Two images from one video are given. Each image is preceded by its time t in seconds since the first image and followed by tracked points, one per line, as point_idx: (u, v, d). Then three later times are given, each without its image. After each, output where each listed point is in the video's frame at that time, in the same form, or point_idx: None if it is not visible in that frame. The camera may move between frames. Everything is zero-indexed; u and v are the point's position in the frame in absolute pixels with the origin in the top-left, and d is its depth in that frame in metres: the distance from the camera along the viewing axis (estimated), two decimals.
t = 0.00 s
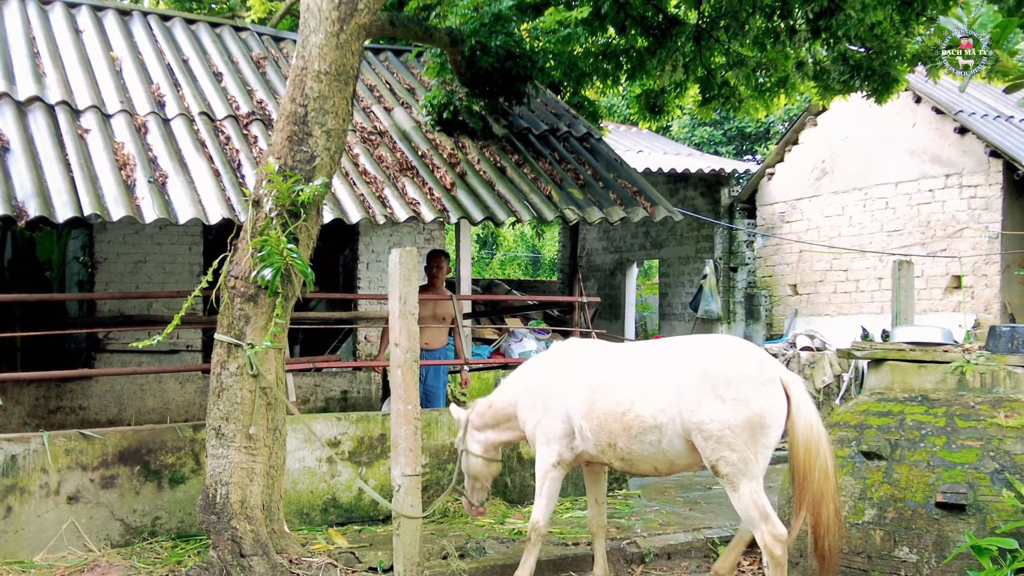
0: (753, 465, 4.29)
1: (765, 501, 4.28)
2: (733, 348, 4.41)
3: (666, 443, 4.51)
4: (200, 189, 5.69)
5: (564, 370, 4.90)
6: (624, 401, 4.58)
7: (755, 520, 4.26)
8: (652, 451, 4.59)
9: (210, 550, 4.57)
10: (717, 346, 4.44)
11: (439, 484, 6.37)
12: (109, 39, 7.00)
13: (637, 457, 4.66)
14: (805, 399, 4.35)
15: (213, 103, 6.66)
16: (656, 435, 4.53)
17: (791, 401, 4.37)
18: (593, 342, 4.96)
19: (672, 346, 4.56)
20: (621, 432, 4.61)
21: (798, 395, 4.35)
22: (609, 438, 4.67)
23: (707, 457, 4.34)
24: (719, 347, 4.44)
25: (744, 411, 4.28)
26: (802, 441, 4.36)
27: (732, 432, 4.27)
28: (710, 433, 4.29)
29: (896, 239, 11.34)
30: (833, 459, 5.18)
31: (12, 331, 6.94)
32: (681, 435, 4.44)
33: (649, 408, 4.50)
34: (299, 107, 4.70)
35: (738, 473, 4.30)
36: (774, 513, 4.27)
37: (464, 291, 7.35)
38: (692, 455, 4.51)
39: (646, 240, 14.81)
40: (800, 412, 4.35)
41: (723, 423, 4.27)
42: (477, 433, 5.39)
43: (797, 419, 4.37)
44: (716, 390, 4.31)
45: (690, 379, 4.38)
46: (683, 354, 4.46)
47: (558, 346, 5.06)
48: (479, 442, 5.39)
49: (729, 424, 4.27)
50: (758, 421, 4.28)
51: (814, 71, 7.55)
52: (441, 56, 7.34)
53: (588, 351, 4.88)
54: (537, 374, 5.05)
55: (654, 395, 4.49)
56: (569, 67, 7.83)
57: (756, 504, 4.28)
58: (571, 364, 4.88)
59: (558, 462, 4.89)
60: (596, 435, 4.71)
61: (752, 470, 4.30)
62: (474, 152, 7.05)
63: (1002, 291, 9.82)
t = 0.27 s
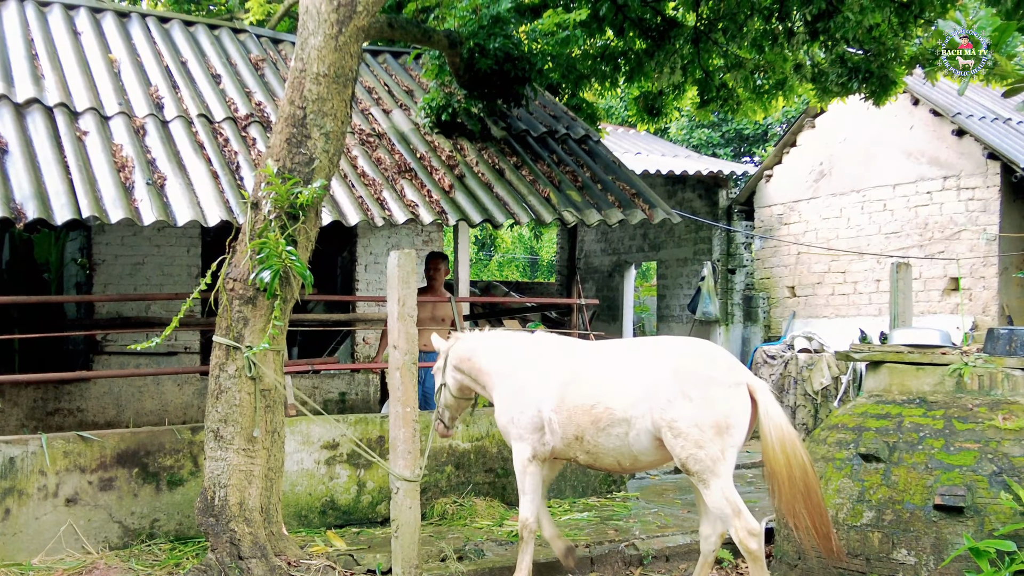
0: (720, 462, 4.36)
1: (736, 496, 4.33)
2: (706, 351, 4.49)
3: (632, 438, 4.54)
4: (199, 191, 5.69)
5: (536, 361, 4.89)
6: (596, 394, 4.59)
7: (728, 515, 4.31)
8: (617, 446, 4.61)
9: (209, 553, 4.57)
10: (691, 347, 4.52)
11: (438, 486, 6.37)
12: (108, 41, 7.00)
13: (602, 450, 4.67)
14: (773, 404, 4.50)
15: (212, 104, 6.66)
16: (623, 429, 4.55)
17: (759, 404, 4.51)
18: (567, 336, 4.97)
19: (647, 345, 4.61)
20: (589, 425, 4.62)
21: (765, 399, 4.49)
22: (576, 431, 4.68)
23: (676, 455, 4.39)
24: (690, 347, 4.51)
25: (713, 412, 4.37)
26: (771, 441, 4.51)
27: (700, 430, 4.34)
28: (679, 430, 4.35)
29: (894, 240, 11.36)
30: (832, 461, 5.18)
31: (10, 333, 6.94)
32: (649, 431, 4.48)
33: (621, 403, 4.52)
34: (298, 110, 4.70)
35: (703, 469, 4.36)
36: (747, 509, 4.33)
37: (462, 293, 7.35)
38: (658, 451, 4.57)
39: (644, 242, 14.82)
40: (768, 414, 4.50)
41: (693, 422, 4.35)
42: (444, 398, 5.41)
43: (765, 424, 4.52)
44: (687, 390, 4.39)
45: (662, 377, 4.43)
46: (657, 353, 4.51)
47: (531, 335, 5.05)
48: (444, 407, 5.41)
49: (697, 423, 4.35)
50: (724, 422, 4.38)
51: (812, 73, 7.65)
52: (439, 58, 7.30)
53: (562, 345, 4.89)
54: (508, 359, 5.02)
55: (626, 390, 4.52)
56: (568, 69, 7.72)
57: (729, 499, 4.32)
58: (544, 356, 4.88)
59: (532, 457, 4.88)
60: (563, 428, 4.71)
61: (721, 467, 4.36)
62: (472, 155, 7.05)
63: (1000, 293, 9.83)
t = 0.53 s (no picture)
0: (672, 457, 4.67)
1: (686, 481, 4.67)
2: (670, 353, 4.75)
3: (597, 436, 4.83)
4: (196, 194, 5.69)
5: (513, 358, 5.09)
6: (566, 394, 4.86)
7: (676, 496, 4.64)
8: (585, 443, 4.88)
9: (206, 557, 4.55)
10: (658, 349, 4.79)
11: (436, 490, 6.37)
12: (106, 45, 7.00)
13: (572, 448, 4.94)
14: (740, 397, 4.71)
15: (210, 108, 6.67)
16: (589, 428, 4.83)
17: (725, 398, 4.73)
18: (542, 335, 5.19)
19: (616, 347, 4.88)
20: (559, 425, 4.89)
21: (732, 394, 4.71)
22: (548, 431, 4.94)
23: (623, 450, 4.67)
24: (657, 348, 4.79)
25: (673, 412, 4.64)
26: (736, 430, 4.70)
27: (659, 430, 4.62)
28: (640, 430, 4.63)
29: (891, 244, 11.37)
30: (830, 465, 5.18)
31: (7, 337, 6.94)
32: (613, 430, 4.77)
33: (588, 404, 4.80)
34: (296, 113, 4.70)
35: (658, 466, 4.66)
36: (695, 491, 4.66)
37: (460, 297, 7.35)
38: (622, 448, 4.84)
39: (642, 246, 14.82)
40: (736, 406, 4.70)
41: (653, 422, 4.63)
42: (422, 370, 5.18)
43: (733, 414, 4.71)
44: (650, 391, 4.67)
45: (627, 379, 4.72)
46: (625, 355, 4.79)
47: (508, 330, 5.21)
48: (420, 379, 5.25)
49: (657, 423, 4.63)
50: (683, 420, 4.65)
51: (811, 77, 7.51)
52: (438, 62, 7.34)
53: (538, 344, 5.12)
54: (486, 353, 5.17)
55: (594, 390, 4.80)
56: (565, 73, 7.62)
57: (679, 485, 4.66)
58: (521, 353, 5.09)
59: (513, 454, 5.03)
60: (536, 427, 4.95)
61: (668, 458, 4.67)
62: (470, 158, 7.06)
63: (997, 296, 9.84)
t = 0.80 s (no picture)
0: (650, 462, 4.76)
1: (657, 495, 4.77)
2: (650, 354, 4.87)
3: (579, 435, 4.90)
4: (194, 198, 5.69)
5: (500, 353, 5.16)
6: (551, 391, 4.91)
7: (646, 510, 4.73)
8: (569, 441, 4.94)
9: (203, 561, 4.55)
10: (639, 349, 4.89)
11: (433, 494, 6.36)
12: (104, 48, 7.01)
13: (557, 446, 4.98)
14: (717, 401, 4.80)
15: (208, 112, 6.67)
16: (572, 426, 4.89)
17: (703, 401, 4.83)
18: (527, 330, 5.26)
19: (598, 346, 4.97)
20: (544, 421, 4.93)
21: (709, 397, 4.82)
22: (535, 426, 4.96)
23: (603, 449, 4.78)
24: (638, 349, 4.88)
25: (650, 413, 4.76)
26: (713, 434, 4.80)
27: (636, 430, 4.72)
28: (619, 430, 4.73)
29: (889, 248, 11.38)
30: (827, 469, 5.17)
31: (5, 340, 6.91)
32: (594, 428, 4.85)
33: (571, 401, 4.86)
34: (293, 117, 4.70)
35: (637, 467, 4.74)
36: (664, 507, 4.76)
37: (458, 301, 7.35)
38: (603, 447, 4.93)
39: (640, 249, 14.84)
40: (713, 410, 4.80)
41: (630, 422, 4.73)
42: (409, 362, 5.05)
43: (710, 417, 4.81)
44: (629, 391, 4.78)
45: (608, 378, 4.82)
46: (606, 355, 4.88)
47: (494, 324, 5.27)
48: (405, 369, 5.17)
49: (635, 423, 4.73)
50: (660, 422, 4.76)
51: (807, 81, 7.54)
52: (435, 66, 7.36)
53: (524, 339, 5.20)
54: (473, 346, 5.23)
55: (576, 388, 4.87)
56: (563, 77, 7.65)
57: (649, 497, 4.75)
58: (507, 349, 5.17)
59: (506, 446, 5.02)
60: (526, 421, 4.97)
61: (650, 465, 4.76)
62: (468, 162, 7.06)
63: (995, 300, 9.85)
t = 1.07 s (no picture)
0: (646, 463, 4.77)
1: (653, 496, 4.76)
2: (642, 353, 4.90)
3: (576, 435, 4.95)
4: (193, 201, 5.69)
5: (493, 354, 5.25)
6: (544, 391, 4.98)
7: (643, 511, 4.72)
8: (564, 440, 5.00)
9: (202, 564, 4.54)
10: (632, 350, 4.93)
11: (432, 497, 6.36)
12: (102, 51, 7.02)
13: (552, 444, 5.06)
14: (705, 402, 4.80)
15: (206, 115, 6.68)
16: (568, 426, 4.95)
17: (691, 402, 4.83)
18: (518, 330, 5.34)
19: (590, 346, 5.01)
20: (539, 421, 5.01)
21: (698, 398, 4.81)
22: (530, 426, 5.06)
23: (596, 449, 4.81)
24: (632, 350, 4.92)
25: (644, 412, 4.77)
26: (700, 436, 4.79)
27: (630, 430, 4.75)
28: (612, 430, 4.76)
29: (887, 251, 11.38)
30: (826, 472, 5.17)
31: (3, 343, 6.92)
32: (589, 428, 4.89)
33: (565, 401, 4.92)
34: (292, 120, 4.71)
35: (634, 468, 4.75)
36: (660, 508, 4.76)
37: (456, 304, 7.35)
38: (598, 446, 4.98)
39: (638, 252, 14.85)
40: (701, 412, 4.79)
41: (624, 422, 4.75)
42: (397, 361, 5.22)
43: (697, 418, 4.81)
44: (622, 390, 4.80)
45: (600, 378, 4.85)
46: (600, 355, 4.93)
47: (488, 324, 5.35)
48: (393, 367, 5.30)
49: (628, 423, 4.76)
50: (654, 423, 4.78)
51: (806, 84, 7.63)
52: (434, 69, 7.31)
53: (515, 339, 5.28)
54: (465, 348, 5.32)
55: (569, 388, 4.91)
56: (561, 80, 7.89)
57: (645, 498, 4.74)
58: (500, 349, 5.25)
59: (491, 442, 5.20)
60: (521, 421, 5.07)
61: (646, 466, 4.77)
62: (466, 165, 7.07)
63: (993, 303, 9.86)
